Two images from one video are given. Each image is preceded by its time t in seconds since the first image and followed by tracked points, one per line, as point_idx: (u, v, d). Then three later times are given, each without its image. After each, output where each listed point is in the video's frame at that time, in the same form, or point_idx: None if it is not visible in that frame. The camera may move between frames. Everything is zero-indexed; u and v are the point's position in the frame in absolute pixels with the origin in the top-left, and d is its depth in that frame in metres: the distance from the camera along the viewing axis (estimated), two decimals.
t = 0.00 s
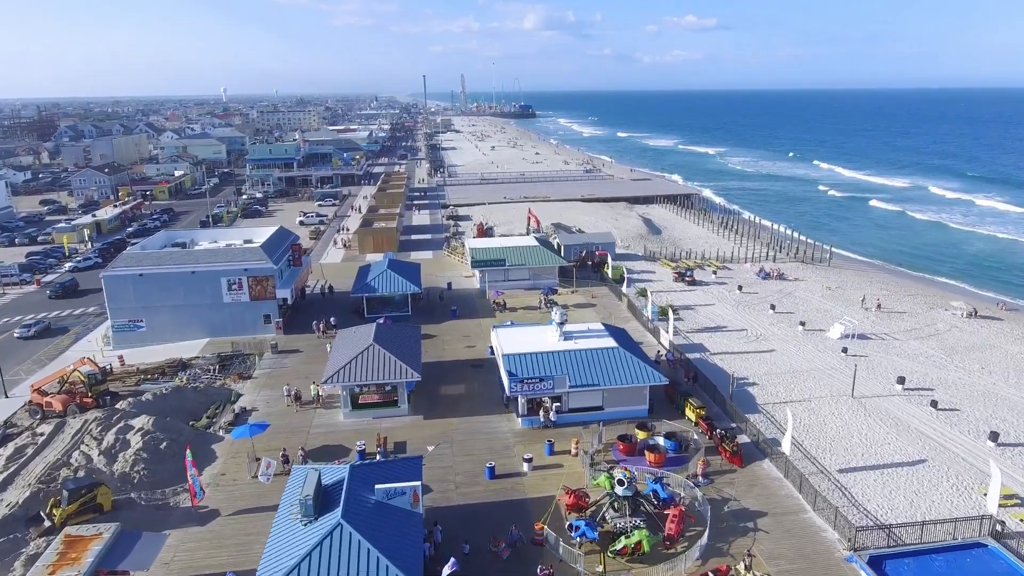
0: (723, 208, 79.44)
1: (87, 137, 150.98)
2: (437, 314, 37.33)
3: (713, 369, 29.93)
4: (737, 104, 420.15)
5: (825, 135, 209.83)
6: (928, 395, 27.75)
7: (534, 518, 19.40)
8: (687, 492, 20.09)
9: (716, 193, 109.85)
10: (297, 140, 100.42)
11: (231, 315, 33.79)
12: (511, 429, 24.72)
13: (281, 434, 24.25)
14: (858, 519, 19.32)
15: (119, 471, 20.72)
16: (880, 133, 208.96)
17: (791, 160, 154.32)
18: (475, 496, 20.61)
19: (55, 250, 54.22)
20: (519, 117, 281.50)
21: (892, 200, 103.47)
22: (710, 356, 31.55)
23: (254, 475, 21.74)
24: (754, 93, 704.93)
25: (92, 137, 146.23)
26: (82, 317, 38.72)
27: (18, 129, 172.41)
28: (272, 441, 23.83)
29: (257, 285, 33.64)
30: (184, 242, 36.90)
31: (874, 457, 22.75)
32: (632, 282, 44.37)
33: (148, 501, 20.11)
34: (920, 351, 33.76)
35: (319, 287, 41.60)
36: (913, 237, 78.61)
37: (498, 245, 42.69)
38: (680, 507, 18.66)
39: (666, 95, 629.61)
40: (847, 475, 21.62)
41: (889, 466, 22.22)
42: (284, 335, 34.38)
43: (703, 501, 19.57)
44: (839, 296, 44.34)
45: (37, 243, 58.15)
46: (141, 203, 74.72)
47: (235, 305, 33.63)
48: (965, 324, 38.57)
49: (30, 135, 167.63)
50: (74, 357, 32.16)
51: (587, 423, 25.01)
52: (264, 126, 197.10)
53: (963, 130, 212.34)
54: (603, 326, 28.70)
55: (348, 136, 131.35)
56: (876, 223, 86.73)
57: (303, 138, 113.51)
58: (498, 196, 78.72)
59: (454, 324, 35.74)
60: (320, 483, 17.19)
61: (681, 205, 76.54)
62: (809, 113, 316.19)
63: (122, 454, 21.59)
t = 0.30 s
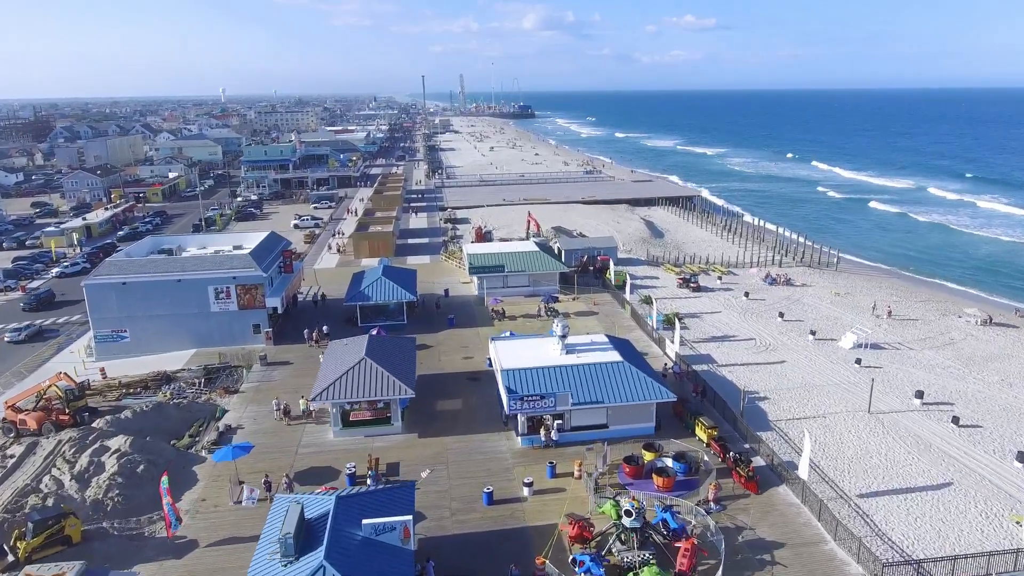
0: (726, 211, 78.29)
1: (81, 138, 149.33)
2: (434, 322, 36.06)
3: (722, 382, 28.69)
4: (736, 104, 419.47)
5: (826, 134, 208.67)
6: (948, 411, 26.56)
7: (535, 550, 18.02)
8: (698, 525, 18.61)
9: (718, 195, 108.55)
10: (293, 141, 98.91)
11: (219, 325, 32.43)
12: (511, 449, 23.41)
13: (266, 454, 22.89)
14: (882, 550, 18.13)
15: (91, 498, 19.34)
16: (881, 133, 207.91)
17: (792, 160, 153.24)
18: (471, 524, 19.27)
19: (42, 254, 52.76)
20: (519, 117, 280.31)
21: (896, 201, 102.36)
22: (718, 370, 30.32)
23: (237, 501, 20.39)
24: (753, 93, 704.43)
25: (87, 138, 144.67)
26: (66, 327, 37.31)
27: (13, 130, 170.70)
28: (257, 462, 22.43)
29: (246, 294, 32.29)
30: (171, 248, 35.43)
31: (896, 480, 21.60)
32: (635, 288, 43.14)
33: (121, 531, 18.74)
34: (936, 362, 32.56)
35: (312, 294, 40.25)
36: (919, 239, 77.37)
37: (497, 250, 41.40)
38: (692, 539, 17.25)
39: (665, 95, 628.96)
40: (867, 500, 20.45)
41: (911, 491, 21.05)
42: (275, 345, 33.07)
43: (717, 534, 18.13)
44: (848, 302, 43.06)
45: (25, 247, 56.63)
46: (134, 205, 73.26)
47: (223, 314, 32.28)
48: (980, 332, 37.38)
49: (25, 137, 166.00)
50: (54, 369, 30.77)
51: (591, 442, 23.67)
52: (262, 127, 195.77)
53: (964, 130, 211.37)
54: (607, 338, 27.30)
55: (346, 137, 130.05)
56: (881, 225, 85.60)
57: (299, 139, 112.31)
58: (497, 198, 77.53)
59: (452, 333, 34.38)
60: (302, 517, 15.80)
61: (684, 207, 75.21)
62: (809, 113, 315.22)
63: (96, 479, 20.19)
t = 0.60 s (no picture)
0: (737, 213, 76.80)
1: (88, 139, 149.23)
2: (438, 331, 34.84)
3: (740, 399, 27.29)
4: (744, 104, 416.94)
5: (837, 135, 206.24)
6: (980, 431, 25.14)
7: None
8: (718, 557, 17.27)
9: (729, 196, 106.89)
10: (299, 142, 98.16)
11: (216, 334, 31.31)
12: (518, 471, 22.10)
13: (260, 475, 21.67)
14: None
15: (71, 525, 18.18)
16: (894, 133, 205.38)
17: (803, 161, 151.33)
18: (475, 556, 17.94)
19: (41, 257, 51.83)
20: (526, 118, 279.16)
21: (910, 202, 100.48)
22: (735, 385, 28.90)
23: (226, 527, 19.15)
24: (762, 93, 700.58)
25: (94, 139, 144.50)
26: (61, 334, 36.24)
27: (22, 130, 170.93)
28: (249, 484, 21.21)
29: (243, 302, 31.15)
30: (167, 254, 34.36)
31: (931, 509, 20.21)
32: (646, 295, 41.81)
33: (101, 561, 17.55)
34: (963, 375, 31.10)
35: (314, 301, 39.12)
36: (937, 243, 75.56)
37: (504, 255, 40.16)
38: None
39: (673, 95, 626.12)
40: (902, 531, 19.02)
41: (948, 520, 19.64)
42: (273, 355, 31.91)
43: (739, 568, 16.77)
44: (868, 310, 41.54)
45: (25, 250, 55.73)
46: (137, 207, 72.42)
47: (220, 323, 31.16)
48: (1007, 342, 35.86)
49: (33, 138, 166.11)
50: (45, 380, 29.69)
51: (602, 464, 22.34)
52: (269, 128, 195.60)
53: (978, 130, 208.54)
54: (619, 351, 25.98)
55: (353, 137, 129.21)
56: (895, 227, 83.86)
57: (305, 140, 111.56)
58: (504, 200, 76.36)
59: (457, 343, 33.12)
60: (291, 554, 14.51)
61: (695, 210, 73.68)
62: (819, 113, 312.08)
63: (77, 504, 19.04)
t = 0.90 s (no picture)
0: (749, 215, 75.23)
1: (95, 139, 149.03)
2: (442, 340, 33.58)
3: (758, 417, 25.84)
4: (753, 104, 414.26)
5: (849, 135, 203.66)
6: (1015, 452, 23.63)
7: None
8: None
9: (740, 197, 105.11)
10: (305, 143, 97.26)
11: (210, 345, 30.17)
12: (524, 495, 20.78)
13: (248, 500, 20.44)
14: None
15: (45, 557, 17.03)
16: (906, 133, 202.55)
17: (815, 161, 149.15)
18: None
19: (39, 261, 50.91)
20: (534, 117, 277.98)
21: (925, 205, 98.41)
22: (752, 401, 27.51)
23: (211, 558, 17.93)
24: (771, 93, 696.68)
25: (100, 139, 144.22)
26: (54, 342, 35.19)
27: (30, 130, 170.92)
28: (237, 509, 19.99)
29: (239, 311, 29.94)
30: (161, 260, 33.24)
31: (968, 541, 18.74)
32: (657, 303, 40.44)
33: None
34: (992, 389, 29.55)
35: (314, 307, 37.94)
36: (955, 246, 73.63)
37: (510, 261, 38.88)
38: None
39: (681, 95, 624.00)
40: (938, 568, 17.58)
41: (987, 555, 18.17)
42: (270, 365, 30.71)
43: None
44: (889, 318, 39.94)
45: (25, 254, 54.88)
46: (139, 209, 71.55)
47: (214, 333, 29.99)
48: None
49: (41, 138, 166.12)
50: (33, 393, 28.62)
51: (613, 488, 20.97)
52: (276, 128, 195.33)
53: (992, 129, 205.36)
54: (631, 366, 24.59)
55: (359, 138, 128.30)
56: (911, 229, 81.96)
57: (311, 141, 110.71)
58: (511, 202, 75.07)
59: (461, 354, 31.82)
60: None
61: (706, 212, 72.07)
62: (830, 113, 308.93)
63: (53, 533, 17.90)
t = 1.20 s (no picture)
0: (760, 218, 73.66)
1: (101, 140, 148.73)
2: (444, 350, 32.34)
3: (776, 436, 24.46)
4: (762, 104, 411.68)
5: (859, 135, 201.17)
6: None
7: None
8: None
9: (750, 199, 103.42)
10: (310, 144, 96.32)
11: (202, 355, 29.01)
12: (529, 522, 19.48)
13: (233, 527, 19.26)
14: None
15: None
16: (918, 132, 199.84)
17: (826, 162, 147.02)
18: None
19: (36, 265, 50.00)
20: (541, 117, 276.65)
21: (940, 206, 96.36)
22: (770, 418, 26.12)
23: None
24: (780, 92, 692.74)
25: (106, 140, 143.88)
26: (45, 350, 34.16)
27: (37, 130, 170.96)
28: (222, 537, 18.81)
29: (233, 321, 28.78)
30: (154, 267, 32.14)
31: None
32: (668, 310, 39.06)
33: None
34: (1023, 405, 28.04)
35: (312, 315, 36.76)
36: (973, 250, 71.69)
37: (515, 267, 37.59)
38: None
39: (688, 95, 621.26)
40: None
41: None
42: (265, 377, 29.51)
43: None
44: (909, 328, 38.34)
45: (22, 257, 53.92)
46: (141, 211, 70.69)
47: (207, 344, 28.85)
48: None
49: (48, 139, 166.07)
50: (19, 406, 27.56)
51: (623, 516, 19.64)
52: (282, 128, 194.87)
53: (1005, 129, 202.32)
54: (641, 382, 23.23)
55: (365, 139, 127.32)
56: (926, 232, 80.08)
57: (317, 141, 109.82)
58: (518, 204, 73.76)
59: (463, 365, 30.50)
60: None
61: (716, 214, 70.45)
62: (843, 113, 305.33)
63: (23, 565, 16.79)
